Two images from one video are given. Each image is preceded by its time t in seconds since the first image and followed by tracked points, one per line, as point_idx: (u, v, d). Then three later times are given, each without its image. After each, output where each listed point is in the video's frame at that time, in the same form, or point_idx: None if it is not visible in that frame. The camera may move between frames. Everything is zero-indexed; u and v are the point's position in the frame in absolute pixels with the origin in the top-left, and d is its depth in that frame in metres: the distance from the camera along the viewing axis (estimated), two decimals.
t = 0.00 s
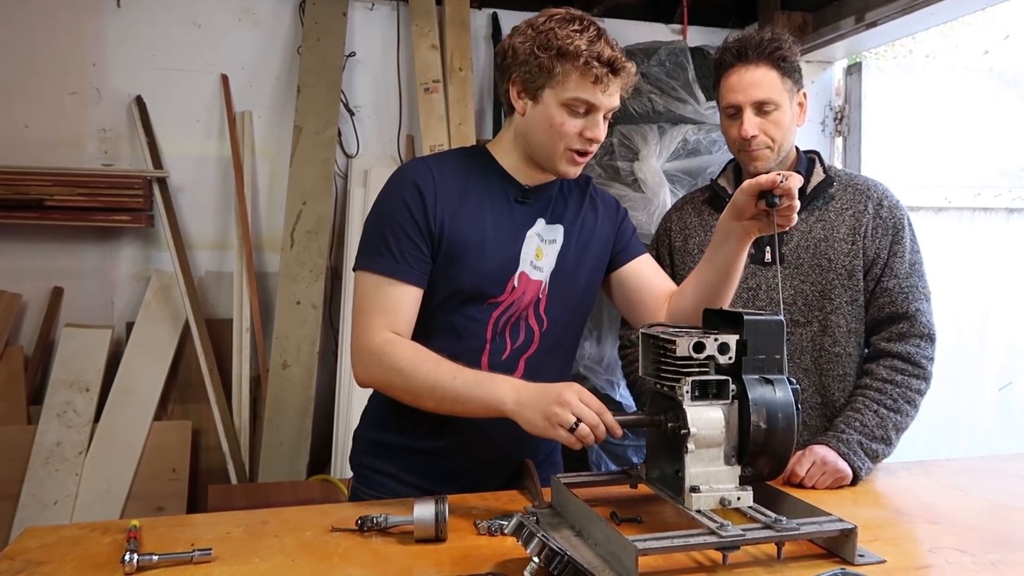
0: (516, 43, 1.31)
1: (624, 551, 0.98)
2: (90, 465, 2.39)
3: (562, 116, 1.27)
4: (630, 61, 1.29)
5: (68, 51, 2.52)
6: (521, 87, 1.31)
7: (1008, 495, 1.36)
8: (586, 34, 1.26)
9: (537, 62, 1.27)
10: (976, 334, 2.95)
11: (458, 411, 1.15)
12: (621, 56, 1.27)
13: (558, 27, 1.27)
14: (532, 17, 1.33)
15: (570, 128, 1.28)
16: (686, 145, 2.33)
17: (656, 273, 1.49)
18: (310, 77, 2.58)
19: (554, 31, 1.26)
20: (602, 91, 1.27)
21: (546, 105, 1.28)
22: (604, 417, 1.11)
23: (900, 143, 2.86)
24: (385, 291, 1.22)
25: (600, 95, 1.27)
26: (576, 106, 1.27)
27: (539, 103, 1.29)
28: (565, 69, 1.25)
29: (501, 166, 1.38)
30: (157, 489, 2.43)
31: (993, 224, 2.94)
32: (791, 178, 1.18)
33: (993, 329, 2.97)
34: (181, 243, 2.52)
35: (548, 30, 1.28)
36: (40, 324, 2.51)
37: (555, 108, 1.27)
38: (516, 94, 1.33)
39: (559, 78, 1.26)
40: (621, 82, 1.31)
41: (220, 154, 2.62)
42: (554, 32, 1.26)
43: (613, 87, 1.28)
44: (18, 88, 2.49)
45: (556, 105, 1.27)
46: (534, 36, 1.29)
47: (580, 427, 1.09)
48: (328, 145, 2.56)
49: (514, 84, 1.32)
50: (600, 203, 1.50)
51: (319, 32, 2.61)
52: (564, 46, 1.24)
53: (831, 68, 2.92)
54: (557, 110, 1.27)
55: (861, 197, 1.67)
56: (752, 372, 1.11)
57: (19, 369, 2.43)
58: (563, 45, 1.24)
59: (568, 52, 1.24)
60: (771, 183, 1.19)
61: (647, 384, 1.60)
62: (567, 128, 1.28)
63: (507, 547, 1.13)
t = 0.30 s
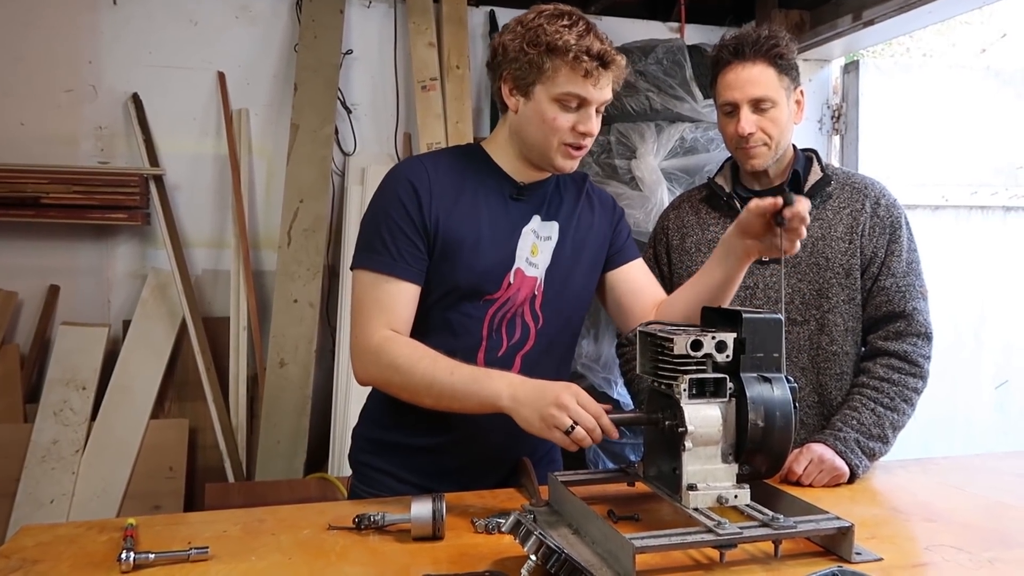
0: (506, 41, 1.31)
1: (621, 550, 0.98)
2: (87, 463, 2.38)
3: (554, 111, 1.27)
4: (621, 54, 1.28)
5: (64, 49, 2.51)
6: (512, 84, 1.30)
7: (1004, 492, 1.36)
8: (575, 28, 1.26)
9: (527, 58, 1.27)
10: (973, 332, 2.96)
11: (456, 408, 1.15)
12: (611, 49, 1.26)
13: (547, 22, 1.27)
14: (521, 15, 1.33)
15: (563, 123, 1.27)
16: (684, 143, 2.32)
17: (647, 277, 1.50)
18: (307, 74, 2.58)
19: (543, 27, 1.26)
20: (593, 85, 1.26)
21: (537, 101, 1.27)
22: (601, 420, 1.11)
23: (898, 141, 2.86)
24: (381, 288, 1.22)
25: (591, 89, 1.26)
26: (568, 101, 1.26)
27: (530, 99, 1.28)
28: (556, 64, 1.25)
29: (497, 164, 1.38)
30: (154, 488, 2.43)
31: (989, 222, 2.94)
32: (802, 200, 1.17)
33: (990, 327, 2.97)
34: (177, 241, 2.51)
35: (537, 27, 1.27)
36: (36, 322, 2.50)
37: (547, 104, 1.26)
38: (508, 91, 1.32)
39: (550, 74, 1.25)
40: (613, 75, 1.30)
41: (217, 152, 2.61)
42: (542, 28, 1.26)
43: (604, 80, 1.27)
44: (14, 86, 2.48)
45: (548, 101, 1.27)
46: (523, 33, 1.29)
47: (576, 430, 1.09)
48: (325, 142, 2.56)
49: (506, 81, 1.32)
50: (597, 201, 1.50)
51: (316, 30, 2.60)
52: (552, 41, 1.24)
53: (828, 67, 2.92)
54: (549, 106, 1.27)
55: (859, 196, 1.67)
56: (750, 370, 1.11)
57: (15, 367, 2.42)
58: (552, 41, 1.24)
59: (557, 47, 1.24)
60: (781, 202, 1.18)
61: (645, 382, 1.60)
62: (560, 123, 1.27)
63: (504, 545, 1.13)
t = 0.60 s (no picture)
0: (482, 42, 1.35)
1: (618, 548, 0.98)
2: (84, 463, 2.38)
3: (538, 103, 1.28)
4: (594, 37, 1.30)
5: (61, 47, 2.50)
6: (495, 83, 1.34)
7: (1001, 491, 1.36)
8: (546, 18, 1.28)
9: (505, 56, 1.30)
10: (970, 331, 2.96)
11: (454, 404, 1.15)
12: (584, 34, 1.28)
13: (519, 17, 1.29)
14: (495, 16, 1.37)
15: (548, 113, 1.28)
16: (682, 142, 2.32)
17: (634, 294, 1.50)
18: (305, 73, 2.57)
19: (514, 22, 1.29)
20: (572, 70, 1.27)
21: (520, 95, 1.29)
22: (599, 422, 1.11)
23: (895, 140, 2.86)
24: (379, 280, 1.23)
25: (570, 75, 1.28)
26: (550, 91, 1.28)
27: (514, 95, 1.31)
28: (532, 57, 1.28)
29: (492, 161, 1.39)
30: (152, 487, 2.42)
31: (986, 221, 2.94)
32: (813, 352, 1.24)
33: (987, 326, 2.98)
34: (175, 240, 2.51)
35: (508, 22, 1.31)
36: (34, 321, 2.50)
37: (531, 96, 1.28)
38: (492, 90, 1.35)
39: (527, 67, 1.28)
40: (591, 59, 1.31)
41: (214, 150, 2.61)
42: (515, 23, 1.29)
43: (582, 65, 1.29)
44: (11, 85, 2.48)
45: (531, 93, 1.28)
46: (497, 31, 1.32)
47: (574, 431, 1.09)
48: (323, 141, 2.55)
49: (489, 81, 1.35)
50: (595, 199, 1.49)
51: (313, 28, 2.60)
52: (526, 35, 1.27)
53: (826, 66, 2.92)
54: (533, 97, 1.28)
55: (857, 195, 1.67)
56: (748, 369, 1.11)
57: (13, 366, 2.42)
58: (525, 34, 1.27)
59: (530, 40, 1.27)
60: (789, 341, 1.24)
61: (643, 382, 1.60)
62: (546, 114, 1.28)
63: (502, 544, 1.13)
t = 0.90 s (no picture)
0: (476, 42, 1.36)
1: (617, 547, 0.98)
2: (82, 463, 2.37)
3: (531, 101, 1.29)
4: (586, 33, 1.30)
5: (59, 46, 2.50)
6: (489, 82, 1.35)
7: (999, 489, 1.36)
8: (537, 17, 1.29)
9: (497, 55, 1.31)
10: (967, 331, 2.97)
11: (453, 403, 1.15)
12: (575, 31, 1.28)
13: (510, 17, 1.30)
14: (490, 15, 1.38)
15: (541, 112, 1.29)
16: (680, 141, 2.32)
17: (642, 289, 1.50)
18: (304, 72, 2.57)
19: (506, 22, 1.30)
20: (563, 67, 1.27)
21: (514, 94, 1.30)
22: (599, 420, 1.11)
23: (893, 140, 2.87)
24: (381, 276, 1.23)
25: (560, 72, 1.27)
26: (543, 88, 1.29)
27: (507, 94, 1.31)
28: (523, 55, 1.28)
29: (492, 160, 1.39)
30: (149, 487, 2.42)
31: (984, 221, 2.95)
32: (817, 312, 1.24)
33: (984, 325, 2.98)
34: (173, 240, 2.51)
35: (501, 21, 1.31)
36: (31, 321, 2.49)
37: (524, 94, 1.29)
38: (487, 89, 1.36)
39: (519, 65, 1.28)
40: (583, 56, 1.31)
41: (212, 149, 2.61)
42: (506, 23, 1.30)
43: (573, 62, 1.28)
44: (9, 84, 2.47)
45: (524, 92, 1.29)
46: (490, 31, 1.33)
47: (573, 430, 1.09)
48: (321, 140, 2.55)
49: (483, 80, 1.36)
50: (597, 199, 1.49)
51: (311, 27, 2.60)
52: (516, 35, 1.27)
53: (824, 66, 2.92)
54: (526, 95, 1.29)
55: (856, 195, 1.68)
56: (745, 368, 1.10)
57: (10, 366, 2.41)
58: (516, 34, 1.28)
59: (521, 39, 1.27)
60: (796, 302, 1.24)
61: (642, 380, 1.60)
62: (539, 112, 1.29)
63: (501, 544, 1.13)
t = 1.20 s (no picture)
0: (476, 38, 1.37)
1: (617, 546, 0.98)
2: (80, 462, 2.37)
3: (530, 95, 1.29)
4: (584, 30, 1.31)
5: (57, 45, 2.49)
6: (488, 78, 1.35)
7: (997, 489, 1.37)
8: (537, 13, 1.30)
9: (497, 50, 1.32)
10: (965, 330, 2.97)
11: (453, 408, 1.15)
12: (574, 28, 1.29)
13: (509, 13, 1.31)
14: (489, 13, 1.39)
15: (541, 106, 1.29)
16: (679, 140, 2.32)
17: (643, 286, 1.50)
18: (302, 71, 2.56)
19: (506, 17, 1.31)
20: (562, 62, 1.28)
21: (513, 88, 1.30)
22: (596, 407, 1.11)
23: (891, 139, 2.87)
24: (382, 276, 1.22)
25: (559, 66, 1.28)
26: (542, 82, 1.29)
27: (506, 88, 1.31)
28: (523, 49, 1.29)
29: (491, 158, 1.39)
30: (148, 486, 2.42)
31: (982, 220, 2.95)
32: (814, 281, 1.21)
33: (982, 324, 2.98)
34: (171, 239, 2.50)
35: (501, 17, 1.32)
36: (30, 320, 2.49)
37: (523, 88, 1.29)
38: (486, 85, 1.36)
39: (518, 59, 1.29)
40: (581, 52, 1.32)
41: (211, 149, 2.61)
42: (506, 19, 1.30)
43: (572, 57, 1.29)
44: (7, 83, 2.47)
45: (523, 85, 1.29)
46: (489, 28, 1.34)
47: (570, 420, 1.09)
48: (320, 140, 2.55)
49: (483, 76, 1.36)
50: (596, 198, 1.49)
51: (310, 27, 2.59)
52: (516, 29, 1.28)
53: (823, 65, 2.92)
54: (525, 90, 1.29)
55: (856, 195, 1.68)
56: (745, 368, 1.10)
57: (9, 366, 2.41)
58: (516, 28, 1.28)
59: (520, 33, 1.28)
60: (795, 274, 1.21)
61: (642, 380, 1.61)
62: (538, 106, 1.29)
63: (500, 543, 1.13)
